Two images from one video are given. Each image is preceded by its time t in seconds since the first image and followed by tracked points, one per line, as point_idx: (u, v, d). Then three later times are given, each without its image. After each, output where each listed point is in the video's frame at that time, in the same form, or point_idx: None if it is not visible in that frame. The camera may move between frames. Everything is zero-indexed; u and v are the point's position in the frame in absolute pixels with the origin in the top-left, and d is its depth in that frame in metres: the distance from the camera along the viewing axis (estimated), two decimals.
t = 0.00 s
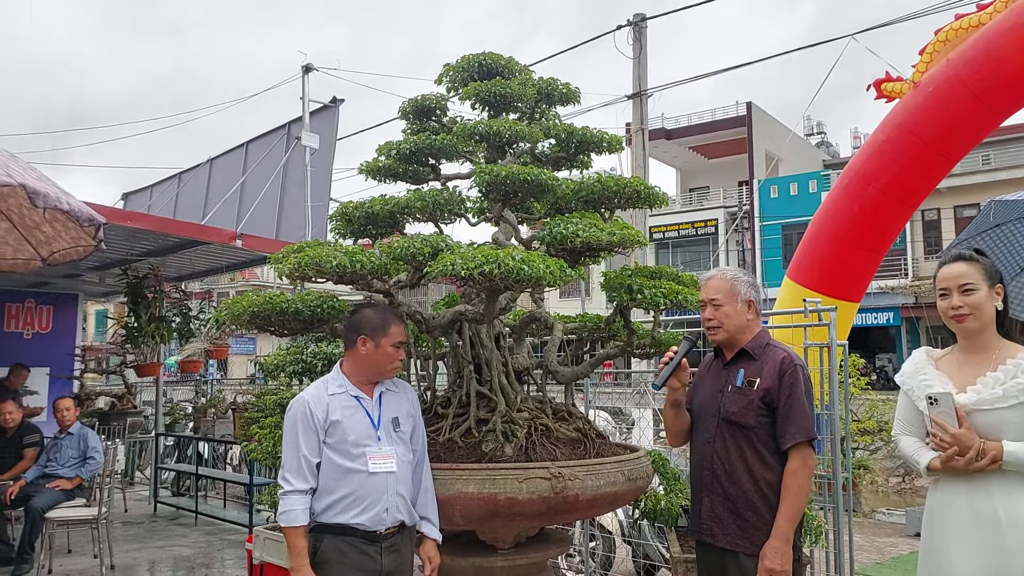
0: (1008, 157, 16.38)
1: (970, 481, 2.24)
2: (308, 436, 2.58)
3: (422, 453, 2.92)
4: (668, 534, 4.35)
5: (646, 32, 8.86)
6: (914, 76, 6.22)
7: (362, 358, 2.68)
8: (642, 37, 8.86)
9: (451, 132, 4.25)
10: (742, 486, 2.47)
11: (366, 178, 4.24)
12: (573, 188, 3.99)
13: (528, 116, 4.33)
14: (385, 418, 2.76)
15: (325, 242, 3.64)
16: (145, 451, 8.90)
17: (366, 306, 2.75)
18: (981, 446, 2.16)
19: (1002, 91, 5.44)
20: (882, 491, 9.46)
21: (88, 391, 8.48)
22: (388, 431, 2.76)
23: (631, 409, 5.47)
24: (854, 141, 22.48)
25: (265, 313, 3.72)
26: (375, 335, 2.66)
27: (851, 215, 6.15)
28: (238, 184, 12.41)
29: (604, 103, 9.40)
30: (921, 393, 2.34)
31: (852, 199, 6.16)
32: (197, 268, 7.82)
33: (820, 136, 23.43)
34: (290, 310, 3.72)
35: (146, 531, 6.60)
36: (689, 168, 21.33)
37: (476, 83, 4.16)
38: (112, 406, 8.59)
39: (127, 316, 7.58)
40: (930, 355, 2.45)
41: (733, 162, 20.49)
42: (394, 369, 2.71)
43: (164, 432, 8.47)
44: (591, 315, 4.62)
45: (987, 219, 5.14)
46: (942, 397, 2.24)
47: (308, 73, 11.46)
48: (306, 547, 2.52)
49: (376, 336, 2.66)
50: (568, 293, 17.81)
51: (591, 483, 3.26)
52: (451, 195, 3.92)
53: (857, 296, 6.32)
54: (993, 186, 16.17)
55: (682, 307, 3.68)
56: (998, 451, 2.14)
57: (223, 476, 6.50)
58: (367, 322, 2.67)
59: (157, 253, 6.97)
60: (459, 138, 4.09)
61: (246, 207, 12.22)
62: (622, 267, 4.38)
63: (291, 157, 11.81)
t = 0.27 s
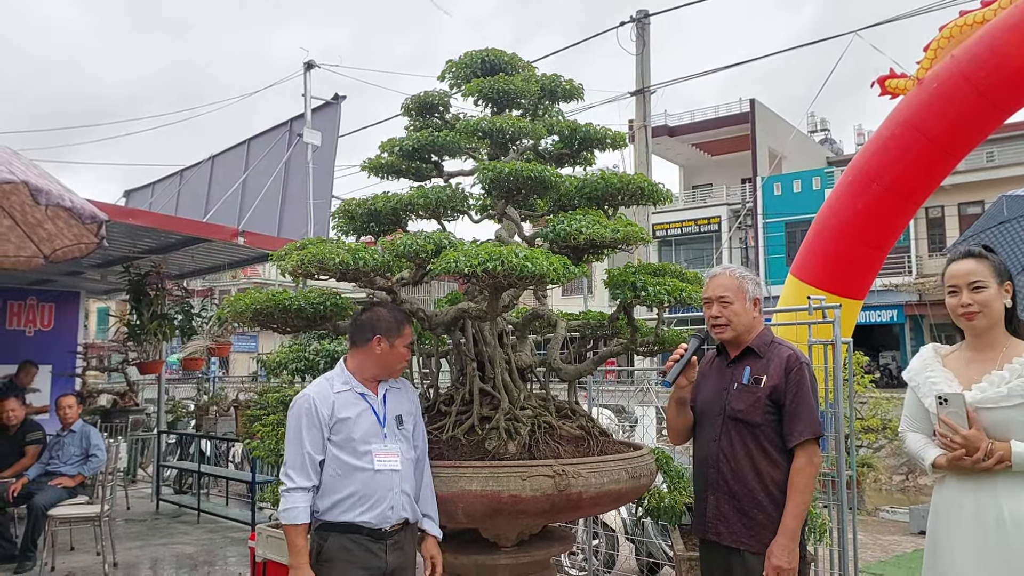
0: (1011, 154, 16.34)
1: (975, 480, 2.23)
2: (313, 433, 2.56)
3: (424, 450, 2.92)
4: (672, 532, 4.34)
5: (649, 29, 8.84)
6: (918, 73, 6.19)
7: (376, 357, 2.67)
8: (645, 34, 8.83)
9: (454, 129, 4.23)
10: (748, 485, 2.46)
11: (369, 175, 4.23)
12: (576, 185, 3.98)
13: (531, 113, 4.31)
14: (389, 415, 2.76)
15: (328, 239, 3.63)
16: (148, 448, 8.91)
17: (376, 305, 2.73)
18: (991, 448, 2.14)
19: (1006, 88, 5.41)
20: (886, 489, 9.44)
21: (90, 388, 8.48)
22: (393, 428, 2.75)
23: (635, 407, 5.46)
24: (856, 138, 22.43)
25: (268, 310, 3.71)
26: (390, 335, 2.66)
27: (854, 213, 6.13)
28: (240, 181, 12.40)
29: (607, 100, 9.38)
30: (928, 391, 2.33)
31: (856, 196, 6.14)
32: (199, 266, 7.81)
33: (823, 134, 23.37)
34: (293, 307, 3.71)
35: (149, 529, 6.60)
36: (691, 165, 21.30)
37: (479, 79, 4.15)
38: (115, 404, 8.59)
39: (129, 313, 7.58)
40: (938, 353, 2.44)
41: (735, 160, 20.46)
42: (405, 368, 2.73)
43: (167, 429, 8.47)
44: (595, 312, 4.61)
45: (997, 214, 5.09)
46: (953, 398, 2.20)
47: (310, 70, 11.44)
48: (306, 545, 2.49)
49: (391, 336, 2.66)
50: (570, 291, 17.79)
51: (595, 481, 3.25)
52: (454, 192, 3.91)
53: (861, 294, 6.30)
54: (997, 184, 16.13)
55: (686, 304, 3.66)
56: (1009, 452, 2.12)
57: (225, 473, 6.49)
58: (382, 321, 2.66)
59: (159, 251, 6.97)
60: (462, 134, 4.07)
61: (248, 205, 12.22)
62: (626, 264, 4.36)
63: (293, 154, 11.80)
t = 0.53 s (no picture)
0: (1013, 152, 16.34)
1: (975, 477, 2.24)
2: (323, 430, 2.54)
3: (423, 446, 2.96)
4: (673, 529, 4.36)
5: (650, 27, 8.84)
6: (919, 71, 6.19)
7: (381, 353, 2.69)
8: (647, 32, 8.84)
9: (457, 128, 4.25)
10: (751, 482, 2.48)
11: (372, 174, 4.25)
12: (579, 183, 4.00)
13: (533, 112, 4.33)
14: (393, 412, 2.79)
15: (331, 238, 3.65)
16: (151, 446, 8.94)
17: (375, 302, 2.75)
18: (988, 447, 2.16)
19: (1007, 86, 5.41)
20: (887, 487, 9.45)
21: (93, 386, 8.51)
22: (396, 425, 2.78)
23: (636, 405, 5.48)
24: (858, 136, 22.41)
25: (272, 308, 3.73)
26: (393, 330, 2.68)
27: (856, 211, 6.14)
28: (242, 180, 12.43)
29: (609, 98, 9.39)
30: (929, 388, 2.35)
31: (857, 194, 6.15)
32: (202, 264, 7.84)
33: (825, 131, 23.35)
34: (296, 305, 3.73)
35: (153, 526, 6.63)
36: (693, 163, 21.30)
37: (482, 78, 4.16)
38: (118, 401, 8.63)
39: (132, 311, 7.61)
40: (940, 350, 2.46)
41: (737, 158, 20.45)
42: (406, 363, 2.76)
43: (170, 427, 8.51)
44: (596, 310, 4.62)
45: (1001, 211, 5.08)
46: (949, 399, 2.24)
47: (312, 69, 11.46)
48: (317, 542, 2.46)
49: (394, 331, 2.68)
50: (572, 289, 17.81)
51: (597, 478, 3.27)
52: (456, 191, 3.93)
53: (862, 292, 6.31)
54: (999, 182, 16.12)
55: (688, 302, 3.68)
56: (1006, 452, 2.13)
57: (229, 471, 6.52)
58: (384, 317, 2.68)
59: (162, 249, 6.99)
60: (464, 133, 4.09)
61: (251, 203, 12.24)
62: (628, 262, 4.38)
63: (295, 152, 11.82)
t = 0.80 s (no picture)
0: (1015, 151, 16.32)
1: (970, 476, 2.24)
2: (327, 432, 2.52)
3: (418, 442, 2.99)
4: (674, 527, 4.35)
5: (652, 25, 8.83)
6: (920, 70, 6.19)
7: (377, 350, 2.71)
8: (648, 30, 8.83)
9: (458, 126, 4.25)
10: (752, 480, 2.47)
11: (373, 172, 4.25)
12: (579, 182, 4.00)
13: (534, 110, 4.33)
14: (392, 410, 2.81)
15: (332, 235, 3.65)
16: (152, 444, 8.94)
17: (366, 299, 2.74)
18: (978, 446, 2.16)
19: (1008, 85, 5.40)
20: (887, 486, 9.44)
21: (94, 384, 8.51)
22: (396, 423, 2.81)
23: (637, 403, 5.47)
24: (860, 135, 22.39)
25: (272, 306, 3.72)
26: (387, 325, 2.70)
27: (857, 209, 6.13)
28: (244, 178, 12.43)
29: (610, 97, 9.37)
30: (927, 386, 2.35)
31: (858, 192, 6.14)
32: (203, 262, 7.84)
33: (826, 130, 23.32)
34: (297, 303, 3.73)
35: (153, 524, 6.64)
36: (694, 162, 21.28)
37: (483, 76, 4.16)
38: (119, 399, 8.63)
39: (134, 309, 7.61)
40: (943, 348, 2.46)
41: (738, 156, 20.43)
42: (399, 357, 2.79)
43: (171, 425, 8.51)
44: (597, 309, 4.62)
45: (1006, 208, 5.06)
46: (942, 398, 2.28)
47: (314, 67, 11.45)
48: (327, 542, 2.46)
49: (388, 326, 2.71)
50: (573, 287, 17.81)
51: (597, 476, 3.27)
52: (457, 189, 3.93)
53: (862, 290, 6.31)
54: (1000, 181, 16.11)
55: (689, 300, 3.67)
56: (995, 451, 2.13)
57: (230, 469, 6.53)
58: (378, 312, 2.69)
59: (163, 247, 6.99)
60: (465, 131, 4.09)
61: (252, 202, 12.25)
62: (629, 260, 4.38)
63: (296, 150, 11.82)
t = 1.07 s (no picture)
0: (1016, 149, 16.30)
1: (964, 474, 2.24)
2: (323, 436, 2.51)
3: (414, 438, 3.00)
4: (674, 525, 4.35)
5: (652, 24, 8.82)
6: (921, 68, 6.18)
7: (372, 349, 2.71)
8: (649, 29, 8.82)
9: (458, 124, 4.24)
10: (754, 479, 2.47)
11: (373, 170, 4.24)
12: (580, 180, 4.00)
13: (534, 108, 4.33)
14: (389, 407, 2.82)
15: (332, 234, 3.65)
16: (153, 442, 8.94)
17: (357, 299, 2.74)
18: (972, 443, 2.16)
19: (1009, 83, 5.39)
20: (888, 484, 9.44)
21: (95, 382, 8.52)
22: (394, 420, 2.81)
23: (638, 402, 5.47)
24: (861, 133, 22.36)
25: (272, 304, 3.72)
26: (381, 324, 2.70)
27: (857, 207, 6.12)
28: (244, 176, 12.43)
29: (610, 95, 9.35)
30: (925, 384, 2.36)
31: (859, 191, 6.13)
32: (203, 260, 7.84)
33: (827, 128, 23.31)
34: (297, 301, 3.72)
35: (154, 522, 6.64)
36: (695, 160, 21.27)
37: (483, 74, 4.15)
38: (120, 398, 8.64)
39: (134, 308, 7.61)
40: (946, 347, 2.46)
41: (739, 155, 20.41)
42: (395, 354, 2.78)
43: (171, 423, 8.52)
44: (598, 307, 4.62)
45: (1009, 205, 5.05)
46: (937, 396, 2.29)
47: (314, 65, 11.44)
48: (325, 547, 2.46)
49: (382, 325, 2.70)
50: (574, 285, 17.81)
51: (598, 474, 3.27)
52: (457, 187, 3.92)
53: (862, 289, 6.31)
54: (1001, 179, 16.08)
55: (688, 298, 3.67)
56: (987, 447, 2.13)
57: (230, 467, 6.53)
58: (371, 312, 2.69)
59: (164, 245, 6.99)
60: (465, 129, 4.08)
61: (252, 200, 12.25)
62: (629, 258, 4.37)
63: (296, 149, 11.81)
